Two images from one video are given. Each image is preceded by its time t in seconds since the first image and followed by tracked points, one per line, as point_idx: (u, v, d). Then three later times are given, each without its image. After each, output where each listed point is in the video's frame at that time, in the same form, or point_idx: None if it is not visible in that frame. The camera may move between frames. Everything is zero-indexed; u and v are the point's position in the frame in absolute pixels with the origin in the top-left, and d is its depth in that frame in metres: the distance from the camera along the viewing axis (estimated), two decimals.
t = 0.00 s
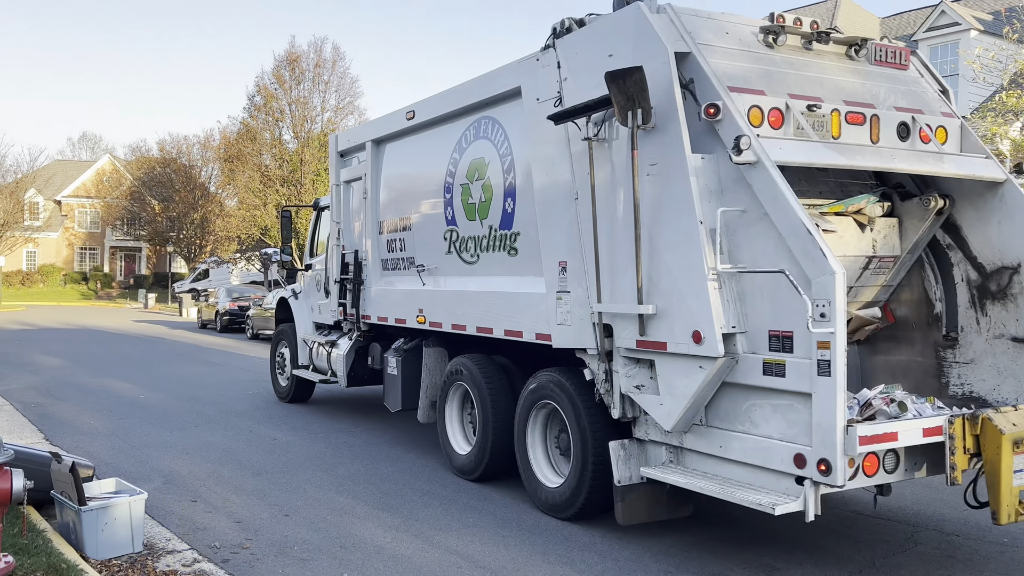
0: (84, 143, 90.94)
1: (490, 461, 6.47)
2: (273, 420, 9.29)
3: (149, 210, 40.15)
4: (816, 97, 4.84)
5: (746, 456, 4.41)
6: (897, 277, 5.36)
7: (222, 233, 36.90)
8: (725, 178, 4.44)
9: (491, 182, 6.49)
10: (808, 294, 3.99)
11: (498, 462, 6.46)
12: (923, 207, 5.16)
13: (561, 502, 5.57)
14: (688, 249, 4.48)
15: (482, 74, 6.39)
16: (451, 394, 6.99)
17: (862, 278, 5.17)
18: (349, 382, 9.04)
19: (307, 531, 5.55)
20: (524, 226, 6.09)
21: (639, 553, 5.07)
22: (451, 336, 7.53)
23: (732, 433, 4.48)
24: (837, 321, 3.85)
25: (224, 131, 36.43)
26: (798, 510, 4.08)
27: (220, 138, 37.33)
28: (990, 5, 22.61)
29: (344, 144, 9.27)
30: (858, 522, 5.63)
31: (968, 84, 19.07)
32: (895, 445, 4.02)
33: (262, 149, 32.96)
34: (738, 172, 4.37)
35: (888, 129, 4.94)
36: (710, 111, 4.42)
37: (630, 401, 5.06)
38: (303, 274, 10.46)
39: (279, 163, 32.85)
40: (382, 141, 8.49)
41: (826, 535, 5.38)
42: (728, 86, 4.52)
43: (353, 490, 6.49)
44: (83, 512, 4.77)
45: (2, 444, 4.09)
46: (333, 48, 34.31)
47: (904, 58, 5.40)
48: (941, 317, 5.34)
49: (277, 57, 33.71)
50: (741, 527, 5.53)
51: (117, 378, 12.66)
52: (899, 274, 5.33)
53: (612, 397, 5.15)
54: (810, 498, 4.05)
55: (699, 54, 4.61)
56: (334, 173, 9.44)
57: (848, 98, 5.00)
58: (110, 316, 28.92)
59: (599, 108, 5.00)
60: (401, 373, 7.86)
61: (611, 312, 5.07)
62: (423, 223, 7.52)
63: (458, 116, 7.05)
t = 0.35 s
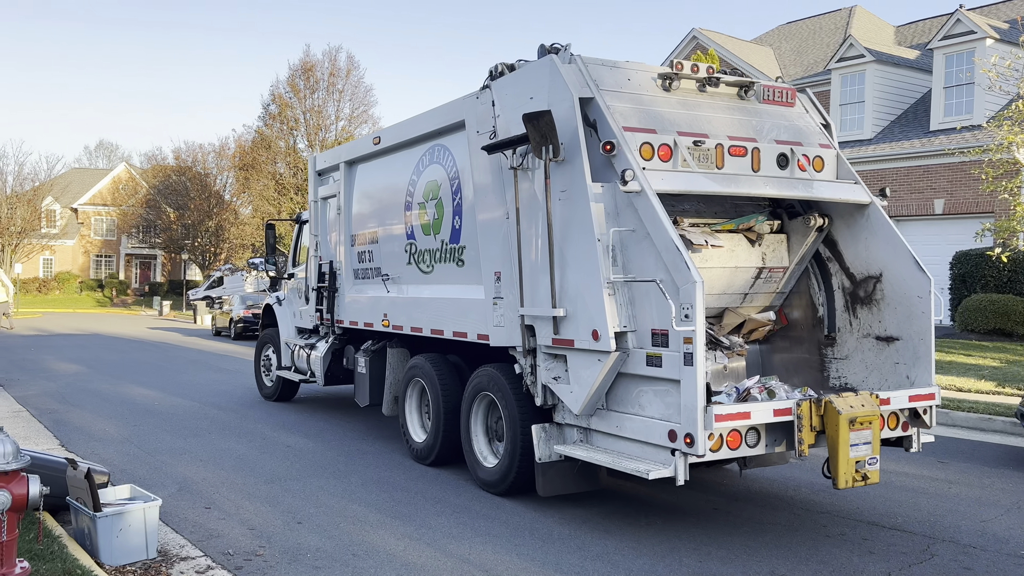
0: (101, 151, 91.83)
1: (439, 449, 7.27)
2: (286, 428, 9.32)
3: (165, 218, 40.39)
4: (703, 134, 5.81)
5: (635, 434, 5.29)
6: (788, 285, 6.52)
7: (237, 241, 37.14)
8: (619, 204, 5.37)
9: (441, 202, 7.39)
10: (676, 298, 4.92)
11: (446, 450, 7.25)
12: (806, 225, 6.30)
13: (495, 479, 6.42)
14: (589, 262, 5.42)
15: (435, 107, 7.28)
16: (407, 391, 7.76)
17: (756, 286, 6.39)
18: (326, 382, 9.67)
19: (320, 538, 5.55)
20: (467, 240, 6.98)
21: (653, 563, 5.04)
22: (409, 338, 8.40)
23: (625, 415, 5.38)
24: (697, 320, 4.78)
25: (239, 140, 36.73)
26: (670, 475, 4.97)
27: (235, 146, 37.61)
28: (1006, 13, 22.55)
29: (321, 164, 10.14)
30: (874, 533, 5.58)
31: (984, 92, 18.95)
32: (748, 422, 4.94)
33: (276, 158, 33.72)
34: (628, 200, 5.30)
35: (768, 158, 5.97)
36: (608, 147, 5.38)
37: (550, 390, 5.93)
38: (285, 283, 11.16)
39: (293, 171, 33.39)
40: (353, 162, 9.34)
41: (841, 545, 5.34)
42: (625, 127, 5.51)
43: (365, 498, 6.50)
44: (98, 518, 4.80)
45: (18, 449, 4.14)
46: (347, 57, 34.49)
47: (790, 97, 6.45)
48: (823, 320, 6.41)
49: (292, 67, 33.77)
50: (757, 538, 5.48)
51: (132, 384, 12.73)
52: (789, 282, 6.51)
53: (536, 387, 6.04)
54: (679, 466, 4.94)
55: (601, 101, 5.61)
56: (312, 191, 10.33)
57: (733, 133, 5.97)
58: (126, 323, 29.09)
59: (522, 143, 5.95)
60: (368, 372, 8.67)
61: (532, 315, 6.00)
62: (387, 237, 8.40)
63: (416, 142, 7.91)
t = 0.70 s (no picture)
0: (112, 157, 92.48)
1: (403, 441, 7.97)
2: (293, 433, 9.35)
3: (175, 224, 40.54)
4: (632, 158, 6.70)
5: (568, 420, 6.01)
6: (713, 291, 7.35)
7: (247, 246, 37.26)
8: (556, 219, 6.13)
9: (407, 216, 8.10)
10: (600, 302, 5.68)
11: (411, 439, 7.95)
12: (727, 240, 7.12)
13: (451, 463, 7.12)
14: (530, 271, 6.17)
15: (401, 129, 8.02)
16: (378, 388, 8.53)
17: (684, 293, 7.20)
18: (304, 381, 10.26)
19: (328, 544, 5.56)
20: (429, 249, 7.70)
21: (660, 570, 5.02)
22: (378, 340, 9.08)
23: (560, 404, 6.09)
24: (616, 320, 5.54)
25: (249, 146, 36.91)
26: (595, 454, 5.69)
27: (245, 153, 37.78)
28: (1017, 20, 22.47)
29: (300, 177, 10.84)
30: (884, 541, 5.55)
31: (994, 99, 18.89)
32: (661, 408, 5.66)
33: (285, 164, 34.06)
34: (563, 216, 6.07)
35: (689, 180, 6.90)
36: (546, 171, 6.17)
37: (498, 383, 6.65)
38: (267, 288, 11.75)
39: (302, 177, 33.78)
40: (330, 177, 10.05)
41: (850, 554, 5.32)
42: (561, 153, 6.31)
43: (374, 504, 6.50)
44: (107, 523, 4.83)
45: (29, 453, 4.16)
46: (357, 64, 34.60)
47: (712, 126, 7.33)
48: (743, 323, 7.24)
49: (301, 73, 33.87)
50: (765, 546, 5.46)
51: (141, 389, 12.80)
52: (714, 289, 7.33)
53: (486, 380, 6.75)
54: (602, 446, 5.66)
55: (540, 130, 6.42)
56: (292, 202, 10.97)
57: (660, 159, 6.86)
58: (136, 328, 29.19)
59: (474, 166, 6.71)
60: (342, 372, 9.32)
61: (482, 316, 6.73)
62: (360, 246, 9.13)
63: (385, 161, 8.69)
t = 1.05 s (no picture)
0: (116, 161, 92.76)
1: (376, 434, 8.53)
2: (299, 437, 9.36)
3: (179, 227, 40.62)
4: (582, 175, 7.21)
5: (522, 411, 6.57)
6: (659, 295, 8.01)
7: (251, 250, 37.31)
8: (512, 230, 6.69)
9: (379, 225, 8.66)
10: (551, 304, 6.24)
11: (383, 432, 8.51)
12: (671, 249, 7.79)
13: (418, 454, 7.65)
14: (488, 277, 6.72)
15: (372, 145, 8.56)
16: (351, 386, 9.08)
17: (632, 297, 7.85)
18: (282, 380, 10.85)
19: (333, 548, 5.56)
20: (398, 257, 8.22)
21: None
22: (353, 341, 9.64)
23: (516, 398, 6.65)
24: (565, 321, 6.10)
25: (254, 150, 37.01)
26: (545, 441, 6.24)
27: (250, 157, 37.85)
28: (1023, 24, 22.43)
29: (279, 188, 11.27)
30: (888, 546, 5.54)
31: (998, 104, 18.87)
32: (603, 400, 6.24)
33: (290, 168, 34.36)
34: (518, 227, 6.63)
35: (635, 195, 7.41)
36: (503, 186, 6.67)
37: (461, 380, 7.19)
38: (246, 292, 12.22)
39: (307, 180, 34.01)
40: (307, 188, 10.57)
41: (854, 559, 5.31)
42: (517, 170, 6.82)
43: (378, 508, 6.50)
44: (112, 526, 4.84)
45: (33, 457, 4.17)
46: (361, 68, 34.61)
47: (658, 143, 7.88)
48: (685, 324, 7.89)
49: (306, 78, 33.92)
50: (769, 551, 5.45)
51: (146, 393, 12.83)
52: (660, 293, 8.00)
53: (450, 376, 7.31)
54: (551, 433, 6.22)
55: (500, 149, 6.91)
56: (270, 211, 11.43)
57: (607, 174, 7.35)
58: (141, 332, 29.23)
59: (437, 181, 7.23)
60: (319, 369, 10.04)
61: (447, 318, 7.27)
62: (336, 252, 9.65)
63: (358, 175, 9.16)
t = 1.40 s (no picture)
0: (119, 165, 92.93)
1: (353, 427, 9.03)
2: (301, 440, 9.37)
3: (182, 231, 40.67)
4: (544, 185, 7.65)
5: (489, 404, 7.07)
6: (617, 297, 8.48)
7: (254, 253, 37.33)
8: (479, 237, 7.16)
9: (355, 231, 9.14)
10: (514, 306, 6.73)
11: (360, 427, 9.04)
12: (628, 254, 8.27)
13: (393, 447, 8.17)
14: (457, 280, 7.20)
15: (348, 156, 9.00)
16: (328, 384, 9.57)
17: (592, 298, 8.31)
18: (263, 379, 11.30)
19: (336, 550, 5.57)
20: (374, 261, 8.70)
21: None
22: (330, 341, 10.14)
23: (483, 392, 7.15)
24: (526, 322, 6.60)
25: (257, 153, 37.07)
26: (508, 431, 6.74)
27: (252, 160, 37.90)
28: None
29: (259, 195, 11.68)
30: (891, 549, 5.52)
31: (1001, 106, 18.86)
32: (562, 393, 6.71)
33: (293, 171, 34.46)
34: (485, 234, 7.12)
35: (594, 205, 7.90)
36: (471, 198, 7.14)
37: (433, 375, 7.70)
38: (227, 294, 12.63)
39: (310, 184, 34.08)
40: (286, 195, 11.01)
41: (857, 562, 5.30)
42: (483, 181, 7.28)
43: (381, 511, 6.50)
44: (115, 529, 4.84)
45: (37, 460, 4.17)
46: (364, 71, 34.66)
47: (615, 156, 8.33)
48: (641, 324, 8.39)
49: (308, 81, 33.91)
50: (772, 554, 5.45)
51: (148, 396, 12.84)
52: (618, 295, 8.46)
53: (423, 374, 7.82)
54: (513, 425, 6.71)
55: (468, 162, 7.34)
56: (251, 217, 11.89)
57: (568, 185, 7.80)
58: (144, 335, 29.23)
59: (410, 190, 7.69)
60: (297, 369, 10.46)
61: (420, 319, 7.75)
62: (314, 256, 10.12)
63: (335, 184, 9.59)
